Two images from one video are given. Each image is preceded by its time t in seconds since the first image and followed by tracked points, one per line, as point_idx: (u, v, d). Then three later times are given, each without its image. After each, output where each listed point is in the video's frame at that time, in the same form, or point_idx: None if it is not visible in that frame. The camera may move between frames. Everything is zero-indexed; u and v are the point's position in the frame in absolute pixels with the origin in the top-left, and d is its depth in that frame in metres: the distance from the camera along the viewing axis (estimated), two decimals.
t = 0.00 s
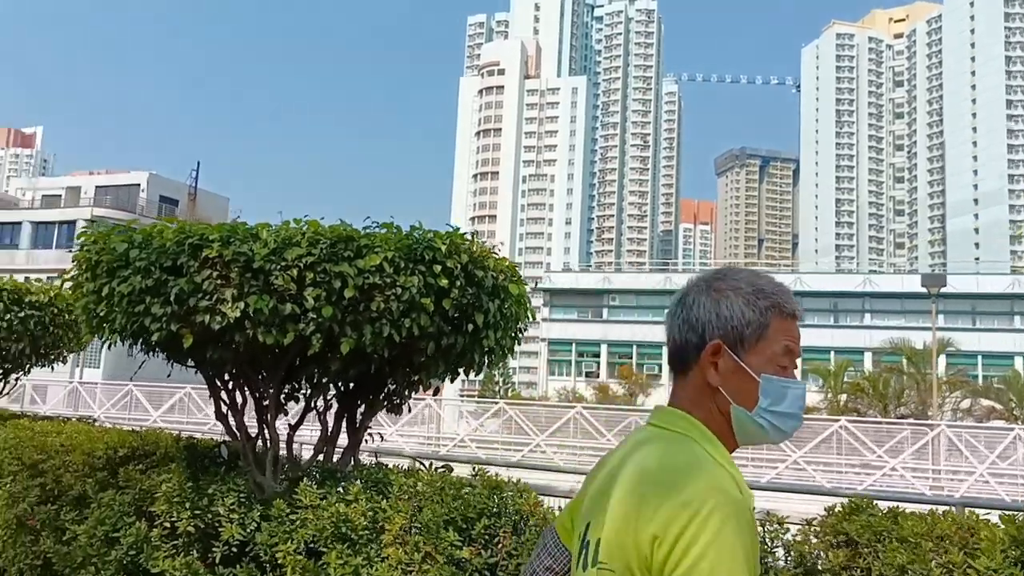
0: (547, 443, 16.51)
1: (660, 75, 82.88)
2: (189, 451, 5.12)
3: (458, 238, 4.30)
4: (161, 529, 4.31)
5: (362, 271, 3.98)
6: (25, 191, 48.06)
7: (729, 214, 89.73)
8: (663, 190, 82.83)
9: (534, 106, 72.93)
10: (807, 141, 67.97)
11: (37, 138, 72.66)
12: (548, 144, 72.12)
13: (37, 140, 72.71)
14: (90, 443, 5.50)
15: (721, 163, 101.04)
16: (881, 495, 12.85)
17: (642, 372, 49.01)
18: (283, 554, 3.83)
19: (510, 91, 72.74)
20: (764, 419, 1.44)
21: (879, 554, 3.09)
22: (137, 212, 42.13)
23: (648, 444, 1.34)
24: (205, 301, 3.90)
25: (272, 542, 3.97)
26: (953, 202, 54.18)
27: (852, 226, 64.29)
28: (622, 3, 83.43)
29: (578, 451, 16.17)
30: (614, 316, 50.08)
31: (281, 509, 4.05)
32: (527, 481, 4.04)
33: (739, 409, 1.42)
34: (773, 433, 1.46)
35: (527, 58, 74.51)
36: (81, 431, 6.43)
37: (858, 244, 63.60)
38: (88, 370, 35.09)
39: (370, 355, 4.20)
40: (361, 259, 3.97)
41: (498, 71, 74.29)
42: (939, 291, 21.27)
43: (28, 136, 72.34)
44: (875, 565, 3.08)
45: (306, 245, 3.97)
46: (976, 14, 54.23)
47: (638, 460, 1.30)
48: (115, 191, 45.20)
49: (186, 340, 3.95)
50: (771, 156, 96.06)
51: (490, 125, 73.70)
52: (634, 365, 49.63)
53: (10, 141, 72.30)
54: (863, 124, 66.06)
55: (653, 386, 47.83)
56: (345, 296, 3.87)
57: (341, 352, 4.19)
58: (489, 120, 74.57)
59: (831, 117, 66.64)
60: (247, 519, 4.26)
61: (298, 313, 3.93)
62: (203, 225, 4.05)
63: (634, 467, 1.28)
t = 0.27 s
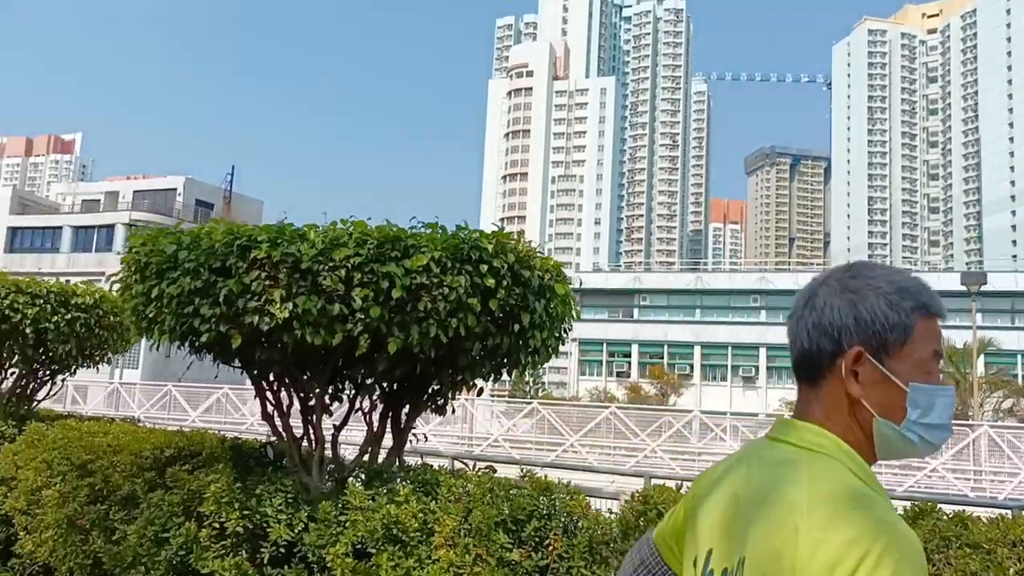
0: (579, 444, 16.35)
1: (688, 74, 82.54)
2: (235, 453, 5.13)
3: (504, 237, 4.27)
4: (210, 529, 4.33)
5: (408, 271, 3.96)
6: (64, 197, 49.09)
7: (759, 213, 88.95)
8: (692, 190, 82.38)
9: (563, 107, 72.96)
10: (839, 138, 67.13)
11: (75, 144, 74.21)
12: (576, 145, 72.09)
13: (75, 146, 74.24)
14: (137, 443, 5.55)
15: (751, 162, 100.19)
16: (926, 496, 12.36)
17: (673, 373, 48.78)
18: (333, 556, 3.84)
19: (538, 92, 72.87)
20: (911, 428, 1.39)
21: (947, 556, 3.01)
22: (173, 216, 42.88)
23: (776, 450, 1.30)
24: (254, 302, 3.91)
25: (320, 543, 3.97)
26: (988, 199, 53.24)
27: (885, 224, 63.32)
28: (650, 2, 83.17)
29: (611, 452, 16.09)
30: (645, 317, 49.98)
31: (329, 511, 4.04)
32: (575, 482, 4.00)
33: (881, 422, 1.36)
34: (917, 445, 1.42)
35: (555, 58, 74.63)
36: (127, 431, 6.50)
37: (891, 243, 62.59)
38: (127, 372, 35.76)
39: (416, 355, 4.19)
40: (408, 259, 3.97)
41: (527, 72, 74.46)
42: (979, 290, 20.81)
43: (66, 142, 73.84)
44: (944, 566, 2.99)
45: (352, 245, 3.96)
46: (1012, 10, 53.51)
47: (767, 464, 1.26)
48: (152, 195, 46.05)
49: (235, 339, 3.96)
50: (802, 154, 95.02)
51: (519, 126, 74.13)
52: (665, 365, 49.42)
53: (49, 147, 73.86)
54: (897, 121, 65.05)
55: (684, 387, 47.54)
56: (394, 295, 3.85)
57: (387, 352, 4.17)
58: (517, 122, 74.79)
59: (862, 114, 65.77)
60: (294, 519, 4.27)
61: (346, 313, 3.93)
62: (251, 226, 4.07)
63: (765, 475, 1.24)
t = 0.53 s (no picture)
0: (640, 447, 16.08)
1: (744, 72, 81.28)
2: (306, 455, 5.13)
3: (580, 236, 4.17)
4: (285, 531, 4.30)
5: (483, 271, 3.88)
6: (130, 204, 50.59)
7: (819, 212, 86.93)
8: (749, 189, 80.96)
9: (616, 107, 72.53)
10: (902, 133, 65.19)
11: (139, 153, 76.46)
12: (630, 145, 71.65)
13: (139, 154, 76.50)
14: (211, 444, 5.61)
15: (810, 160, 98.02)
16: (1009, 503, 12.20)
17: (733, 375, 47.90)
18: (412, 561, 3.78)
19: (591, 92, 72.55)
20: None
21: None
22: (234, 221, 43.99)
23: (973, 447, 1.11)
24: (330, 303, 3.88)
25: (396, 546, 3.92)
26: None
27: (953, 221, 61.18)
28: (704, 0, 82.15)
29: (670, 454, 15.73)
30: (702, 318, 49.29)
31: (406, 514, 3.99)
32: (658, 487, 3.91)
33: None
34: None
35: (608, 58, 74.30)
36: (199, 432, 6.57)
37: (959, 241, 60.45)
38: (190, 374, 36.61)
39: (491, 356, 4.11)
40: (483, 259, 3.89)
41: (579, 73, 74.30)
42: None
43: (130, 151, 76.13)
44: None
45: (427, 244, 3.90)
46: None
47: (963, 466, 1.08)
48: (213, 202, 47.33)
49: (309, 340, 3.93)
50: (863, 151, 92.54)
51: (572, 127, 73.96)
52: (724, 367, 48.58)
53: (114, 156, 76.21)
54: (963, 114, 62.89)
55: (744, 390, 46.63)
56: (469, 295, 3.77)
57: (461, 353, 4.10)
58: (570, 122, 74.53)
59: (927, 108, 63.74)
60: (369, 522, 4.24)
61: (421, 314, 3.87)
62: (325, 228, 4.04)
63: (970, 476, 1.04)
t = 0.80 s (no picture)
0: (688, 450, 15.80)
1: (789, 69, 80.08)
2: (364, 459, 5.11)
3: (643, 234, 4.05)
4: (345, 534, 4.27)
5: (544, 269, 3.80)
6: (179, 210, 51.66)
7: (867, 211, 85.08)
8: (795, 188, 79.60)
9: (659, 107, 71.93)
10: (954, 129, 63.52)
11: (186, 160, 78.07)
12: (673, 145, 71.04)
13: (186, 161, 78.08)
14: (269, 448, 5.61)
15: (857, 158, 96.03)
16: None
17: (781, 378, 47.05)
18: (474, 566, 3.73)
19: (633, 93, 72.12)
20: None
21: None
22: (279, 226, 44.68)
23: None
24: (389, 302, 3.84)
25: (458, 548, 3.86)
26: None
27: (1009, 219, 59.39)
28: None
29: (719, 458, 15.48)
30: (749, 319, 48.58)
31: (468, 518, 3.92)
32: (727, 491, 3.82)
33: None
34: None
35: (650, 58, 73.81)
36: (256, 434, 6.59)
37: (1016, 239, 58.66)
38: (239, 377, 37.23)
39: (551, 357, 4.02)
40: (544, 257, 3.81)
41: (621, 73, 73.92)
42: None
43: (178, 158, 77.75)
44: None
45: (487, 243, 3.83)
46: None
47: None
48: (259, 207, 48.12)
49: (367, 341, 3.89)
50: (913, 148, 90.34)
51: (614, 128, 73.58)
52: (772, 370, 47.75)
53: (162, 163, 77.91)
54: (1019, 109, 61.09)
55: (793, 393, 45.78)
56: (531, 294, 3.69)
57: (521, 354, 4.03)
58: (613, 124, 74.05)
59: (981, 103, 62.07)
60: (429, 524, 4.22)
61: (481, 313, 3.80)
62: (383, 227, 4.00)
63: None
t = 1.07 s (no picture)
0: (727, 454, 15.60)
1: (822, 68, 79.09)
2: (408, 465, 5.04)
3: (697, 233, 3.93)
4: (392, 540, 4.20)
5: (595, 269, 3.70)
6: (213, 215, 52.37)
7: (903, 210, 83.64)
8: (829, 188, 78.52)
9: (690, 107, 71.49)
10: (993, 126, 62.20)
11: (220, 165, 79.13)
12: (704, 145, 70.52)
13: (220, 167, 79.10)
14: (311, 453, 5.57)
15: (893, 157, 94.47)
16: None
17: (818, 380, 46.38)
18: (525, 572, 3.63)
19: (664, 93, 71.71)
20: None
21: None
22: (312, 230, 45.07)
23: None
24: (436, 304, 3.76)
25: (508, 556, 3.76)
26: None
27: None
28: None
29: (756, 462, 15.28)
30: (785, 321, 47.97)
31: (518, 525, 3.82)
32: (787, 495, 3.68)
33: None
34: None
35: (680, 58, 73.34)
36: (297, 438, 6.57)
37: None
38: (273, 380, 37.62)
39: (602, 359, 3.92)
40: (595, 256, 3.70)
41: (651, 74, 73.58)
42: None
43: (211, 164, 78.85)
44: None
45: (536, 243, 3.73)
46: None
47: None
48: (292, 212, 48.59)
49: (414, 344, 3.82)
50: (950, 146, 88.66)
51: (645, 128, 73.21)
52: (808, 372, 47.12)
53: (196, 169, 79.04)
54: None
55: (830, 395, 45.07)
56: (583, 294, 3.59)
57: (570, 357, 3.93)
58: (643, 124, 73.70)
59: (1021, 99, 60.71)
60: (476, 531, 4.15)
61: (530, 315, 3.71)
62: (429, 228, 3.93)
63: None
